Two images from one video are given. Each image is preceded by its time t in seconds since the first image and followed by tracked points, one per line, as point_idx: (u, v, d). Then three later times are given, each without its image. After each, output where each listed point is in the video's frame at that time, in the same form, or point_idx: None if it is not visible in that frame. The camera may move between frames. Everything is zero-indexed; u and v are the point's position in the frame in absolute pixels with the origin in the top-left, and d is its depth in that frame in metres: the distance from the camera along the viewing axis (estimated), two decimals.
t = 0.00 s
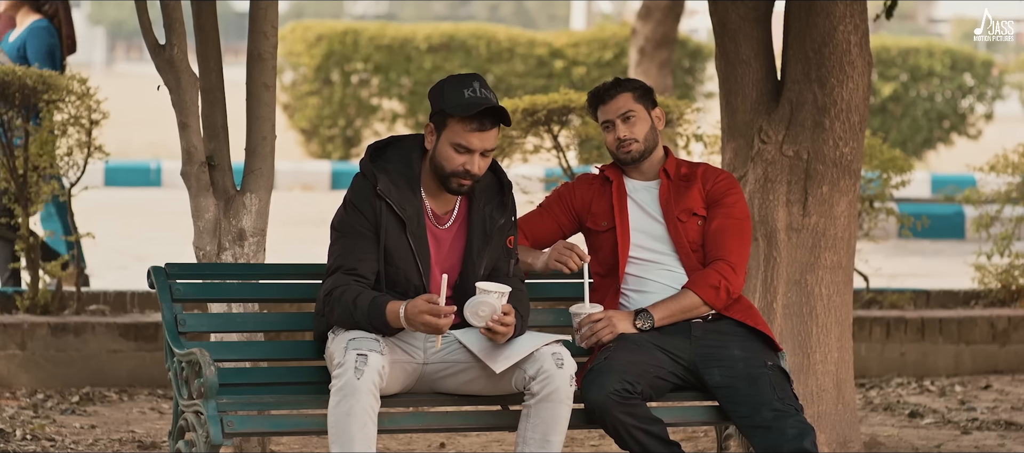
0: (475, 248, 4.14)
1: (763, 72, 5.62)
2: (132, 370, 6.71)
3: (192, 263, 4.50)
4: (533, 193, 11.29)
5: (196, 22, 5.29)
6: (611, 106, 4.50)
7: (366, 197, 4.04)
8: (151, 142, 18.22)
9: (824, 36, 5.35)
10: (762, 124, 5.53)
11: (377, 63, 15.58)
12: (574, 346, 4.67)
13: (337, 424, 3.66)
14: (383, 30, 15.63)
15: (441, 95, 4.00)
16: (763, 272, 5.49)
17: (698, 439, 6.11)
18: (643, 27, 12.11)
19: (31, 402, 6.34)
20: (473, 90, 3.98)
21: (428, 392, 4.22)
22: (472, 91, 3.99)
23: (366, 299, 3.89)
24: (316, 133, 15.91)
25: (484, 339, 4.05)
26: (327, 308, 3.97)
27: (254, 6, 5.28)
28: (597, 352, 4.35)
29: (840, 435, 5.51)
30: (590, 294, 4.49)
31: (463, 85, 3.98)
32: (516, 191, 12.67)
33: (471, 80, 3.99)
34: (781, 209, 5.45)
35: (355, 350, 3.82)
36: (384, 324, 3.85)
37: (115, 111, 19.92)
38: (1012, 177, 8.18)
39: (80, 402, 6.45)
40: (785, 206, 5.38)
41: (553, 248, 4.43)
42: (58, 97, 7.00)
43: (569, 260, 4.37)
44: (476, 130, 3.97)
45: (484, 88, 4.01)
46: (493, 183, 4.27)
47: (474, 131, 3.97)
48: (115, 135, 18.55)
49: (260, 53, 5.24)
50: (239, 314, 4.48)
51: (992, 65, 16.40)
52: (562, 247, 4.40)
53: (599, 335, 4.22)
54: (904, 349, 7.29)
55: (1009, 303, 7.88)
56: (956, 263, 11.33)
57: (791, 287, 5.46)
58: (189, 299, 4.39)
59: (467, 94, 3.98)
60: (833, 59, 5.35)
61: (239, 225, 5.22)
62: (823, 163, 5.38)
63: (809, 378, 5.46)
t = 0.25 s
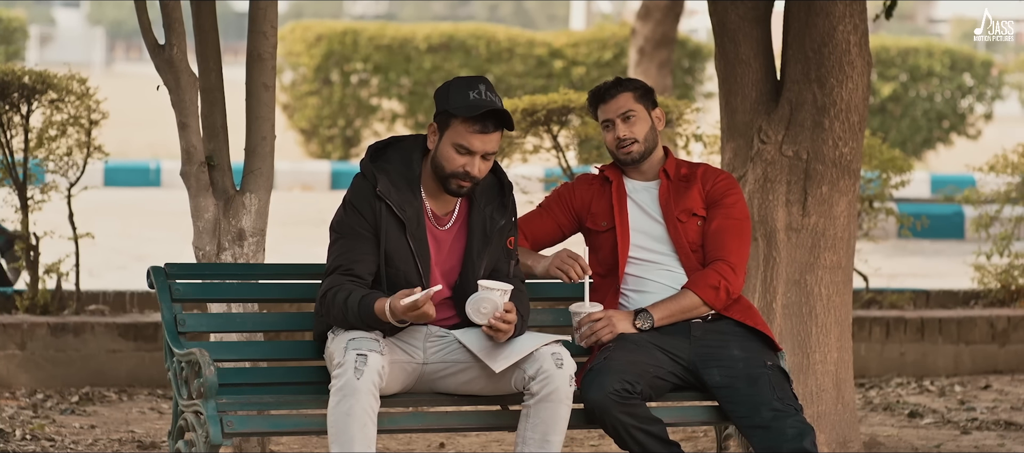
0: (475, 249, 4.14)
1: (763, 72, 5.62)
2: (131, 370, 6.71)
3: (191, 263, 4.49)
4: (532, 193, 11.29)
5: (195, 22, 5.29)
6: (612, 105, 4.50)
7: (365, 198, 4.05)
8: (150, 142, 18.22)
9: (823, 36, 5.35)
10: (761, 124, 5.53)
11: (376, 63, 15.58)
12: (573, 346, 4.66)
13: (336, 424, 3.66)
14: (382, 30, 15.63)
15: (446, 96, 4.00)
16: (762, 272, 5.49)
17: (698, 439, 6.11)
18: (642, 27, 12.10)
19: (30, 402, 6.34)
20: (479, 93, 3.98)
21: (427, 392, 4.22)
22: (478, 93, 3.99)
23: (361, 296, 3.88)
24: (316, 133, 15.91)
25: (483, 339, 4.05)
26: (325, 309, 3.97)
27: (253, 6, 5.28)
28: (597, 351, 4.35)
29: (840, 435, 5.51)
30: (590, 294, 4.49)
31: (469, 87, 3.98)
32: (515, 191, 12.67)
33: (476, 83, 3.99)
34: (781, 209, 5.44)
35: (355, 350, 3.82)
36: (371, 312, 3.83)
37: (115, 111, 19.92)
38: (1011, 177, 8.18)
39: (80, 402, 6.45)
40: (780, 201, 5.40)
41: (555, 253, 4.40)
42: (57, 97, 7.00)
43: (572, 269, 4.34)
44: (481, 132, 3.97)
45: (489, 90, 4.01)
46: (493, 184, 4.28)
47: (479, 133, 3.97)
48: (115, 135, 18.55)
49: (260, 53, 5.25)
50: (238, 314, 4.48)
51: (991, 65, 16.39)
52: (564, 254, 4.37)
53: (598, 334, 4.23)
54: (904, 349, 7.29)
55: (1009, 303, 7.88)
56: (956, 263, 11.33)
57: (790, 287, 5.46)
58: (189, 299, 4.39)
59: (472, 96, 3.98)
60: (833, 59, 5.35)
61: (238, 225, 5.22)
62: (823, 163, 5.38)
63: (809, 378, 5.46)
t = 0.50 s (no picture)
0: (475, 249, 4.14)
1: (763, 72, 5.62)
2: (131, 370, 6.71)
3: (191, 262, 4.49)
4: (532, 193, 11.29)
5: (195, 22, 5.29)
6: (612, 105, 4.50)
7: (366, 197, 4.05)
8: (150, 142, 18.22)
9: (823, 36, 5.35)
10: (761, 123, 5.53)
11: (376, 62, 15.57)
12: (573, 345, 4.66)
13: (336, 423, 3.66)
14: (382, 30, 15.63)
15: (448, 95, 4.01)
16: (762, 271, 5.49)
17: (698, 438, 6.12)
18: (642, 26, 12.10)
19: (30, 402, 6.34)
20: (482, 93, 3.98)
21: (427, 391, 4.22)
22: (481, 94, 3.99)
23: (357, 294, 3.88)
24: (316, 132, 15.91)
25: (484, 339, 4.05)
26: (325, 308, 3.97)
27: (253, 6, 5.28)
28: (597, 351, 4.36)
29: (840, 434, 5.51)
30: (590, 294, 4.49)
31: (472, 87, 3.98)
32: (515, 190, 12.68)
33: (480, 83, 3.99)
34: (781, 208, 5.45)
35: (355, 350, 3.82)
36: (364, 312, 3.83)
37: (115, 110, 19.92)
38: (1011, 177, 8.17)
39: (80, 401, 6.45)
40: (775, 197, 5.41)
41: (554, 264, 4.39)
42: (58, 97, 7.00)
43: (572, 283, 4.34)
44: (483, 132, 3.97)
45: (492, 90, 4.01)
46: (493, 184, 4.28)
47: (480, 133, 3.97)
48: (115, 134, 18.56)
49: (260, 52, 5.25)
50: (238, 313, 4.48)
51: (991, 65, 16.38)
52: (567, 266, 4.37)
53: (598, 333, 4.23)
54: (904, 348, 7.30)
55: (1009, 302, 7.88)
56: (956, 262, 11.32)
57: (791, 286, 5.46)
58: (189, 298, 4.39)
59: (476, 96, 3.97)
60: (833, 58, 5.35)
61: (238, 224, 5.22)
62: (823, 162, 5.38)
63: (809, 377, 5.46)
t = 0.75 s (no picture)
0: (475, 248, 4.14)
1: (762, 71, 5.62)
2: (131, 369, 6.71)
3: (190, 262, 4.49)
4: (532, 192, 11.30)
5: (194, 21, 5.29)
6: (611, 105, 4.50)
7: (366, 196, 4.05)
8: (150, 141, 18.22)
9: (823, 35, 5.35)
10: (760, 122, 5.53)
11: (376, 61, 15.56)
12: (573, 344, 4.66)
13: (336, 422, 3.67)
14: (382, 29, 15.62)
15: (448, 94, 4.01)
16: (762, 270, 5.49)
17: (697, 438, 6.12)
18: (642, 25, 12.09)
19: (30, 401, 6.33)
20: (481, 90, 4.00)
21: (427, 391, 4.22)
22: (480, 91, 4.00)
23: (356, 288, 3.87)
24: (315, 132, 15.90)
25: (483, 338, 4.05)
26: (325, 307, 3.97)
27: (253, 5, 5.28)
28: (596, 350, 4.36)
29: (839, 434, 5.51)
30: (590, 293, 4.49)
31: (471, 85, 3.99)
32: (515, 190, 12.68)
33: (478, 80, 4.01)
34: (780, 207, 5.44)
35: (355, 349, 3.82)
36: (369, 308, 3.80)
37: (115, 110, 19.91)
38: (1012, 177, 8.17)
39: (80, 401, 6.45)
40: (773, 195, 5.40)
41: (554, 266, 4.37)
42: (57, 96, 6.99)
43: (572, 286, 4.31)
44: (484, 129, 3.97)
45: (491, 88, 4.02)
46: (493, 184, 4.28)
47: (480, 130, 3.97)
48: (115, 134, 18.55)
49: (259, 52, 5.25)
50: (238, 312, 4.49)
51: (991, 64, 16.37)
52: (566, 269, 4.35)
53: (598, 333, 4.24)
54: (903, 348, 7.30)
55: (1009, 301, 7.88)
56: (956, 261, 11.32)
57: (790, 286, 5.46)
58: (189, 298, 4.39)
59: (475, 94, 3.98)
60: (833, 57, 5.35)
61: (238, 224, 5.22)
62: (823, 162, 5.38)
63: (808, 377, 5.46)
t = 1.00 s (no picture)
0: (474, 247, 4.14)
1: (761, 71, 5.62)
2: (130, 369, 6.71)
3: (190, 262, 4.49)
4: (531, 192, 11.30)
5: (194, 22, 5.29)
6: (610, 105, 4.50)
7: (365, 195, 4.05)
8: (150, 141, 18.22)
9: (822, 35, 5.35)
10: (759, 122, 5.53)
11: (375, 61, 15.55)
12: (572, 344, 4.66)
13: (335, 423, 3.67)
14: (382, 29, 15.61)
15: (447, 93, 4.02)
16: (761, 271, 5.49)
17: (697, 438, 6.12)
18: (641, 26, 12.09)
19: (29, 401, 6.33)
20: (479, 88, 4.01)
21: (427, 391, 4.22)
22: (478, 89, 4.01)
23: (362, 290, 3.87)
24: (314, 132, 15.90)
25: (483, 338, 4.05)
26: (325, 306, 3.97)
27: (252, 5, 5.28)
28: (595, 350, 4.36)
29: (838, 434, 5.52)
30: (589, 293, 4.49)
31: (469, 83, 4.00)
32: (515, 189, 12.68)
33: (476, 78, 4.02)
34: (779, 207, 5.44)
35: (354, 349, 3.82)
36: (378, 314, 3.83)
37: (114, 109, 19.91)
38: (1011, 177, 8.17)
39: (79, 401, 6.45)
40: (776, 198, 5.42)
41: (553, 266, 4.37)
42: (56, 96, 6.99)
43: (571, 286, 4.29)
44: (484, 127, 3.97)
45: (489, 86, 4.03)
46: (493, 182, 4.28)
47: (480, 127, 3.97)
48: (114, 134, 18.55)
49: (259, 52, 5.25)
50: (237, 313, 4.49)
51: (991, 64, 16.37)
52: (565, 268, 4.34)
53: (597, 333, 4.23)
54: (903, 348, 7.29)
55: (1008, 301, 7.89)
56: (955, 261, 11.32)
57: (790, 286, 5.46)
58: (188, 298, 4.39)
59: (473, 91, 4.00)
60: (832, 57, 5.35)
61: (237, 224, 5.22)
62: (822, 162, 5.38)
63: (808, 377, 5.46)
